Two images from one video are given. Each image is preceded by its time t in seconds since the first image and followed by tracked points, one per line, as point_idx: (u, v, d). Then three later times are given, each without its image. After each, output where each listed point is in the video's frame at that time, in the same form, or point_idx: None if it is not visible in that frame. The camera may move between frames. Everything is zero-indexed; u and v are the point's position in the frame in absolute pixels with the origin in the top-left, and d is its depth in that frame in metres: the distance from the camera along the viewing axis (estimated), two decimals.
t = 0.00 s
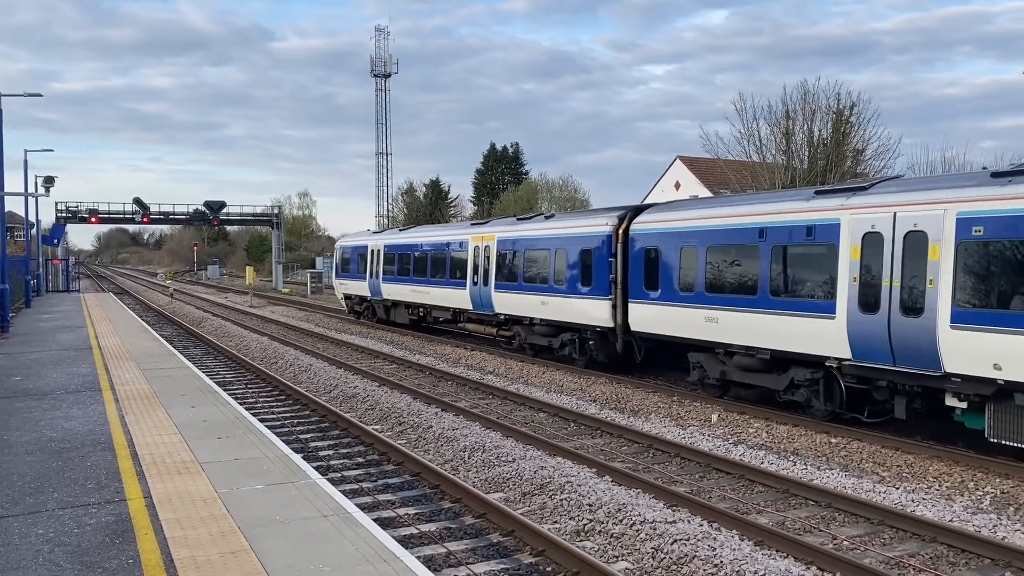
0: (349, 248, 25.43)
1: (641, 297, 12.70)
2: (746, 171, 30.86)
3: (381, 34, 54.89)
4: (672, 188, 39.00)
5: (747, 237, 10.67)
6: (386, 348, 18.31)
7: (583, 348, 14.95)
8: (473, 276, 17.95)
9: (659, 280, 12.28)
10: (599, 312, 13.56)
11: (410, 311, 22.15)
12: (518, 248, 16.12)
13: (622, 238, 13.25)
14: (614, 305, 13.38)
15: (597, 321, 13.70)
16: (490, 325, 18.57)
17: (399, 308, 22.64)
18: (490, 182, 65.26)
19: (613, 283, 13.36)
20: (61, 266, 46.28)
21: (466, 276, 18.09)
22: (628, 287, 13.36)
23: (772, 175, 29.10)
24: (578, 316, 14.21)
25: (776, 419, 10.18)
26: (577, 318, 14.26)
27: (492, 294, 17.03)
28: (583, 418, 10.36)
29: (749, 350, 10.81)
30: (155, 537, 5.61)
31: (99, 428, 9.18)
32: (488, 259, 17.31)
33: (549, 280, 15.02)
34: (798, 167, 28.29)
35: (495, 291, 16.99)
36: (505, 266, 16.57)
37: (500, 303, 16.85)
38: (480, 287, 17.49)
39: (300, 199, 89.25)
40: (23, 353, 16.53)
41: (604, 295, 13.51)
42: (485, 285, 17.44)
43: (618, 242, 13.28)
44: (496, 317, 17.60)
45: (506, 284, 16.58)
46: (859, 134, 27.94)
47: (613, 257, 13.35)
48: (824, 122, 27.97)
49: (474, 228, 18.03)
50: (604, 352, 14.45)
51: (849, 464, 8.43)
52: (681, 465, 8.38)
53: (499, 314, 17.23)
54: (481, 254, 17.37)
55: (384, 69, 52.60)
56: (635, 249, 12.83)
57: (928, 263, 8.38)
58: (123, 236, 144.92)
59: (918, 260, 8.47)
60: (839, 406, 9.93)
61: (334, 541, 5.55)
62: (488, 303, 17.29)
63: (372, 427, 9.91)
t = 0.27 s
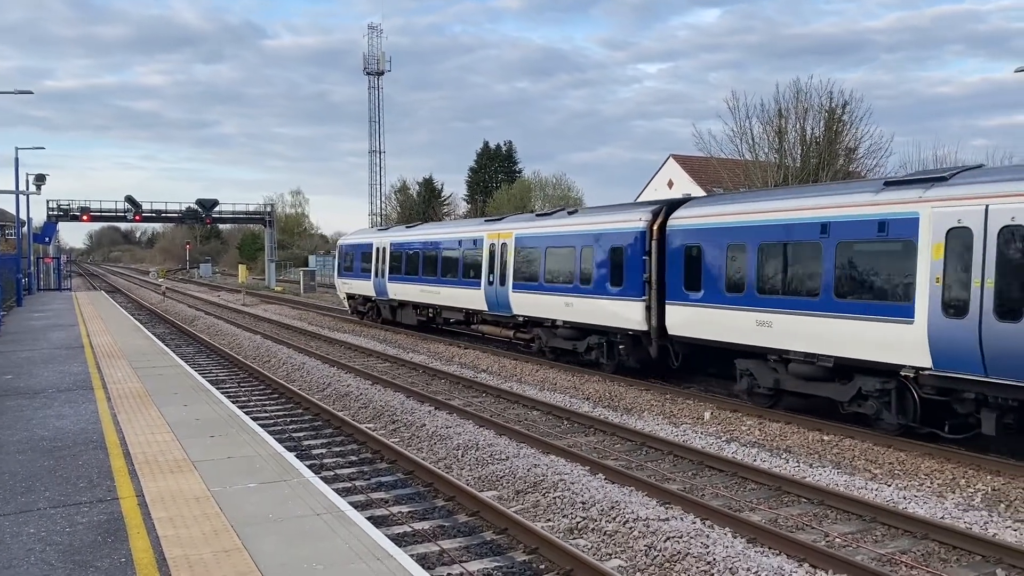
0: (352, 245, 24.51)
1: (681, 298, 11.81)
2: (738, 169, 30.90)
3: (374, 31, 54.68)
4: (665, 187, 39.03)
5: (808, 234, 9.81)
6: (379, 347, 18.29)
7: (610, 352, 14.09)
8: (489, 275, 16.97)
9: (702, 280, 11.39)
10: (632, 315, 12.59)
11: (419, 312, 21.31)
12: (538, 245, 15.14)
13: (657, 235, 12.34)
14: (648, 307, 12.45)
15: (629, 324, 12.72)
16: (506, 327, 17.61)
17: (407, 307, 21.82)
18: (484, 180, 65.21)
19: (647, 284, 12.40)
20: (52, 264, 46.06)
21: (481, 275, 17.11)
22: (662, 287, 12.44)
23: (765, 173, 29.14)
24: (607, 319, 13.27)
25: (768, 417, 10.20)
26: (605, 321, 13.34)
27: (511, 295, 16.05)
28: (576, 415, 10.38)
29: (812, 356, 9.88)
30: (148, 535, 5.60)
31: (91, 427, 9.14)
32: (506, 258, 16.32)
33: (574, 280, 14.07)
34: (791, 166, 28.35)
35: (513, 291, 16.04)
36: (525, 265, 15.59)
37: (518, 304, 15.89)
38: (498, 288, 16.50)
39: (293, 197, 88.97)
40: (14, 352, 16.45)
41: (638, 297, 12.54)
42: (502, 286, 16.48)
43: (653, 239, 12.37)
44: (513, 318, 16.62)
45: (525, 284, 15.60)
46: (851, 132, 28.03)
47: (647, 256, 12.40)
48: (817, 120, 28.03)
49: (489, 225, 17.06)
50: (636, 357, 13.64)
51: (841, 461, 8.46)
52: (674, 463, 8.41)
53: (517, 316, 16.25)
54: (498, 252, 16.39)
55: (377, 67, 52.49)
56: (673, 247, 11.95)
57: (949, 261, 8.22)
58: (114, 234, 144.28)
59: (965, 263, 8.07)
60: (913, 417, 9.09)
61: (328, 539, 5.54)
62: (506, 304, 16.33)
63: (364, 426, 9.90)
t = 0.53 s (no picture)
0: (357, 242, 23.62)
1: (727, 299, 10.83)
2: (731, 167, 30.98)
3: (367, 28, 54.49)
4: (658, 185, 39.08)
5: (879, 227, 8.83)
6: (372, 345, 18.26)
7: (642, 356, 13.18)
8: (507, 274, 16.15)
9: (753, 278, 10.42)
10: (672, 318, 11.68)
11: (428, 312, 20.47)
12: (562, 242, 14.29)
13: (697, 231, 11.46)
14: (688, 309, 11.56)
15: (667, 327, 11.82)
16: (524, 328, 16.76)
17: (415, 307, 21.00)
18: (476, 178, 65.15)
19: (686, 283, 11.51)
20: (42, 262, 45.78)
21: (498, 274, 16.31)
22: (704, 286, 11.54)
23: (757, 172, 29.22)
24: (639, 321, 12.40)
25: (760, 414, 10.24)
26: (640, 324, 12.41)
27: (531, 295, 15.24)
28: (569, 413, 10.40)
29: (883, 365, 8.90)
30: (139, 534, 5.58)
31: (82, 426, 9.10)
32: (525, 255, 15.51)
33: (602, 279, 13.21)
34: (783, 164, 28.43)
35: (532, 291, 15.22)
36: (546, 263, 14.74)
37: (538, 304, 15.03)
38: (517, 287, 15.70)
39: (286, 194, 88.72)
40: (5, 349, 16.36)
41: (677, 298, 11.64)
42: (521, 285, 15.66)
43: (692, 236, 11.50)
44: (534, 320, 15.73)
45: (547, 284, 14.72)
46: (843, 131, 28.13)
47: (686, 253, 11.51)
48: (809, 118, 28.12)
49: (505, 221, 16.31)
50: (670, 361, 12.72)
51: (833, 458, 8.50)
52: (667, 460, 8.42)
53: (538, 317, 15.38)
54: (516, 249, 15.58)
55: (369, 64, 52.35)
56: (716, 245, 11.02)
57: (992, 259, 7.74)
58: (105, 232, 143.62)
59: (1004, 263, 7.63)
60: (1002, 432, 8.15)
61: (321, 537, 5.53)
62: (527, 305, 15.51)
63: (357, 424, 9.89)
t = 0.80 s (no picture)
0: (362, 240, 22.67)
1: (781, 301, 9.92)
2: (722, 165, 31.07)
3: (358, 26, 54.34)
4: (650, 183, 39.16)
5: (911, 222, 8.40)
6: (363, 343, 18.23)
7: (679, 363, 12.17)
8: (525, 274, 15.22)
9: (813, 279, 9.51)
10: (715, 321, 10.74)
11: (437, 313, 19.49)
12: (588, 239, 13.36)
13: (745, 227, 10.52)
14: (734, 313, 10.61)
15: (710, 331, 10.87)
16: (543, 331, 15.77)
17: (424, 308, 20.08)
18: (468, 176, 65.12)
19: (733, 283, 10.58)
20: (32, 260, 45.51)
21: (516, 273, 15.39)
22: (752, 287, 10.63)
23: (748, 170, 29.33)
24: (678, 325, 11.47)
25: (752, 412, 10.28)
26: (680, 327, 11.45)
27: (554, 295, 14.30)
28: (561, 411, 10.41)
29: (968, 376, 7.94)
30: (131, 533, 5.56)
31: (73, 424, 9.06)
32: (546, 253, 14.59)
33: (634, 279, 12.29)
34: (774, 162, 28.54)
35: (555, 291, 14.28)
36: (569, 261, 13.83)
37: (561, 305, 14.12)
38: (537, 288, 14.75)
39: (277, 192, 88.46)
40: None
41: (721, 300, 10.70)
42: (542, 286, 14.71)
43: (739, 232, 10.55)
44: (556, 322, 14.78)
45: (570, 284, 13.82)
46: (834, 129, 28.25)
47: (733, 251, 10.58)
48: (800, 116, 28.24)
49: (523, 218, 15.44)
50: (712, 369, 11.67)
51: (824, 455, 8.54)
52: (659, 458, 8.44)
53: (562, 319, 14.44)
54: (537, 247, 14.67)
55: (361, 61, 52.23)
56: (769, 242, 10.09)
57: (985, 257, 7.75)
58: (95, 230, 142.90)
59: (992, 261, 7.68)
60: None
61: (313, 535, 5.52)
62: (548, 306, 14.56)
63: (349, 422, 9.87)
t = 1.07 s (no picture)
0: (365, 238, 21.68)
1: (846, 304, 9.08)
2: (712, 163, 31.16)
3: (349, 23, 54.16)
4: (641, 181, 39.21)
5: (925, 220, 8.19)
6: (354, 341, 18.19)
7: (720, 369, 11.31)
8: (546, 273, 14.40)
9: (884, 280, 8.67)
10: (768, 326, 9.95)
11: (448, 314, 18.55)
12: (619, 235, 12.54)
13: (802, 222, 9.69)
14: (789, 317, 9.82)
15: (761, 336, 10.09)
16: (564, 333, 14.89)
17: (432, 309, 19.20)
18: (459, 173, 65.04)
19: (788, 284, 9.79)
20: (19, 258, 45.19)
21: (537, 273, 14.54)
22: (808, 287, 9.86)
23: (739, 168, 29.42)
24: (722, 328, 10.68)
25: (742, 409, 10.32)
26: (726, 331, 10.65)
27: (577, 295, 13.48)
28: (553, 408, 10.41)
29: None
30: (122, 531, 5.53)
31: (62, 423, 9.01)
32: (569, 251, 13.77)
33: (671, 279, 11.51)
34: (765, 160, 28.64)
35: (580, 291, 13.44)
36: (598, 259, 13.00)
37: (586, 307, 13.29)
38: (560, 287, 13.91)
39: (267, 190, 88.10)
40: None
41: (774, 302, 9.91)
42: (565, 285, 13.87)
43: (794, 228, 9.75)
44: (581, 324, 13.94)
45: (596, 283, 13.02)
46: (824, 127, 28.37)
47: (789, 248, 9.78)
48: (790, 115, 28.35)
49: (542, 214, 14.63)
50: (761, 377, 10.80)
51: (814, 452, 8.58)
52: (650, 455, 8.47)
53: (587, 322, 13.61)
54: (559, 244, 13.87)
55: (351, 59, 52.10)
56: (832, 239, 9.24)
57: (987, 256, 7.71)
58: (83, 228, 142.07)
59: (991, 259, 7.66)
60: None
61: (305, 534, 5.51)
62: (572, 307, 13.72)
63: (340, 420, 9.85)
